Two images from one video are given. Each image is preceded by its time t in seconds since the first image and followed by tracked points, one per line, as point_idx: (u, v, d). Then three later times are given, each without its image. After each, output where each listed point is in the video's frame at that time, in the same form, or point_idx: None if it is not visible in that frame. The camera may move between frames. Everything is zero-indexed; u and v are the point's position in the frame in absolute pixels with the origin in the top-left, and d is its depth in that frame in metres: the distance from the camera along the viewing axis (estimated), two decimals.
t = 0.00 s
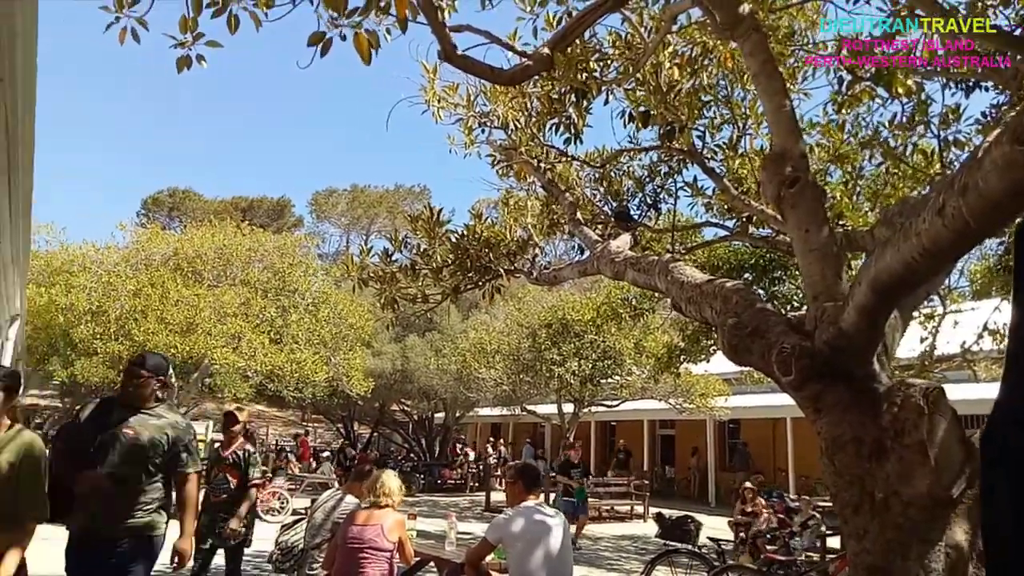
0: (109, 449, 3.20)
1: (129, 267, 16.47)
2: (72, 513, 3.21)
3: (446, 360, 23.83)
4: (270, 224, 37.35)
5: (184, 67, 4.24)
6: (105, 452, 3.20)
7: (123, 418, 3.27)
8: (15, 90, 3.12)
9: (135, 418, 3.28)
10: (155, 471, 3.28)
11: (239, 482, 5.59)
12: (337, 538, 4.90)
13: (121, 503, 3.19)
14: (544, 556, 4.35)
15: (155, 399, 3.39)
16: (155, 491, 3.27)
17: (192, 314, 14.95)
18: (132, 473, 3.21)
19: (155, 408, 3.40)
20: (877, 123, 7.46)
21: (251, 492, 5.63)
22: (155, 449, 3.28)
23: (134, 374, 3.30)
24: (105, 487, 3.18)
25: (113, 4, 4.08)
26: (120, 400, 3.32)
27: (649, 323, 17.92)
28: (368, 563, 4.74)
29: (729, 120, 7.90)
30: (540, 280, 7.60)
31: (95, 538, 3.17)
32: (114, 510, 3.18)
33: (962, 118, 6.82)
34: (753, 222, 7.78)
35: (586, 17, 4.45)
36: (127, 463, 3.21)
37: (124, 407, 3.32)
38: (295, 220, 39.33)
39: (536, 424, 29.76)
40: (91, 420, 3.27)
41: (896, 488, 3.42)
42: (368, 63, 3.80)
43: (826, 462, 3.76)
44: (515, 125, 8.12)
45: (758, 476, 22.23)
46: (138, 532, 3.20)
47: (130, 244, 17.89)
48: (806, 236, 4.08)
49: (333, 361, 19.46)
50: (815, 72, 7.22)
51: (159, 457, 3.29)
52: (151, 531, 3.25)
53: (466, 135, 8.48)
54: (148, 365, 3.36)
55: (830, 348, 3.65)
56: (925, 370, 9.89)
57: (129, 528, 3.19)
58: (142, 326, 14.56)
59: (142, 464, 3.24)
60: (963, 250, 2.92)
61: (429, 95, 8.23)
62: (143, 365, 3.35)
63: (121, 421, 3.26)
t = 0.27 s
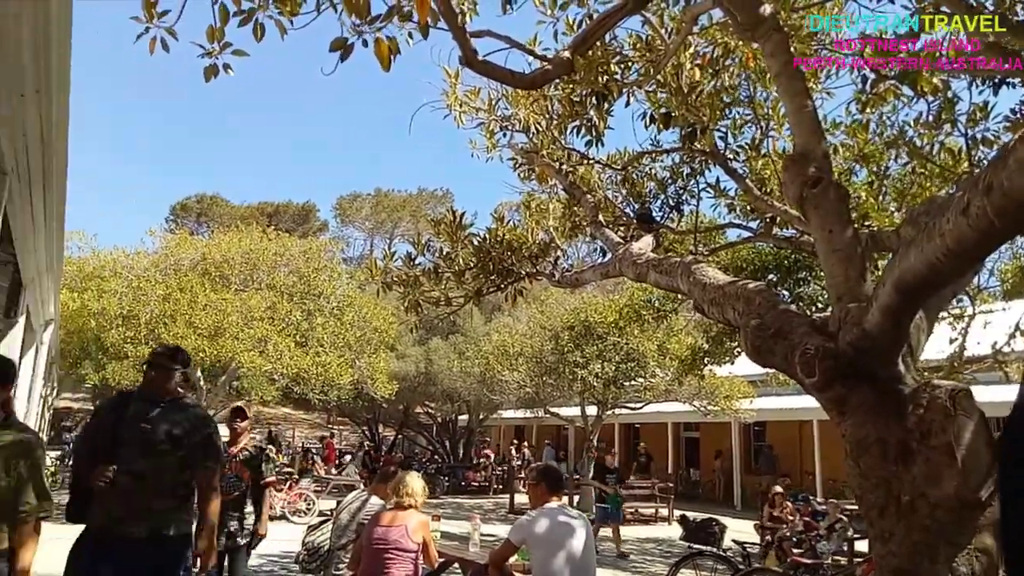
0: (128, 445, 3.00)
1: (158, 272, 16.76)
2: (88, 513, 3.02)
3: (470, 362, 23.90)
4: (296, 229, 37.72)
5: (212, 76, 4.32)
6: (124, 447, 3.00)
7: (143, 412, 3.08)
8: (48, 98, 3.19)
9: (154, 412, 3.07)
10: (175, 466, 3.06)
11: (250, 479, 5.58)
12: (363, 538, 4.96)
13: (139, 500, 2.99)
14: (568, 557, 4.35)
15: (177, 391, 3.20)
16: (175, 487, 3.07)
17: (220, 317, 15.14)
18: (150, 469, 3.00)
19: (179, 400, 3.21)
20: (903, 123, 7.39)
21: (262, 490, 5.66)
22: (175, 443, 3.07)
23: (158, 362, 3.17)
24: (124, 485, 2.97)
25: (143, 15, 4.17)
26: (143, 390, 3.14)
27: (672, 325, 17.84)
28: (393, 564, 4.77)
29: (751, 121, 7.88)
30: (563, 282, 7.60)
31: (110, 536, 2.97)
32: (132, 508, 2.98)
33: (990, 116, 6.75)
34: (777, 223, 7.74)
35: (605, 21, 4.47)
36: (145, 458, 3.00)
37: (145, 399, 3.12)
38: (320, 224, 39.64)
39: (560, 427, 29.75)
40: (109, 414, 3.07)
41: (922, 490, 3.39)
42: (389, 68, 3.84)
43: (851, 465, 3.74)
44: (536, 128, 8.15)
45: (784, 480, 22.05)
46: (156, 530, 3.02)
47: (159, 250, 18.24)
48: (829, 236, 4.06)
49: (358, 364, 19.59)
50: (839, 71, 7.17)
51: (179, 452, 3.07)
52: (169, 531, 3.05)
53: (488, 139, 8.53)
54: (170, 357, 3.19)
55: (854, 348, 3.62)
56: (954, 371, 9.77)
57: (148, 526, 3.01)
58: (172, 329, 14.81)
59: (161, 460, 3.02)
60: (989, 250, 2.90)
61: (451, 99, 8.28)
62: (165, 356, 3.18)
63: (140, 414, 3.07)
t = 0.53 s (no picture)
0: (145, 446, 3.05)
1: (200, 275, 17.17)
2: (111, 516, 3.09)
3: (505, 361, 23.90)
4: (332, 231, 38.09)
5: (247, 83, 4.39)
6: (140, 449, 3.04)
7: (159, 412, 3.10)
8: (91, 107, 3.26)
9: (169, 414, 3.10)
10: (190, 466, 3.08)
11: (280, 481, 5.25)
12: (399, 536, 4.99)
13: (156, 502, 3.04)
14: (602, 558, 4.33)
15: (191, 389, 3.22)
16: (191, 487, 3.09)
17: (259, 319, 15.36)
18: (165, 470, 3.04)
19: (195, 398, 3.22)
20: (941, 115, 7.25)
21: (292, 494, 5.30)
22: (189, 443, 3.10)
23: (169, 363, 3.18)
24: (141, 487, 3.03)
25: (181, 24, 4.25)
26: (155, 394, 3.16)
27: (709, 323, 17.66)
28: (428, 562, 4.80)
29: (785, 116, 7.79)
30: (595, 281, 7.56)
31: (129, 539, 3.03)
32: (151, 509, 3.04)
33: None
34: (814, 219, 7.61)
35: (632, 19, 4.44)
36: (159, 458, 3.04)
37: (160, 400, 3.14)
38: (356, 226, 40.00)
39: (597, 426, 29.66)
40: (126, 416, 3.11)
41: (964, 491, 3.32)
42: (417, 71, 3.87)
43: (890, 465, 3.67)
44: (567, 127, 8.13)
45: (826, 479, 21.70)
46: (178, 531, 3.06)
47: (200, 253, 18.85)
48: (864, 232, 4.00)
49: (394, 364, 19.72)
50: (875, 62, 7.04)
51: (195, 451, 3.10)
52: (190, 530, 3.09)
53: (519, 139, 8.54)
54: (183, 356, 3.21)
55: (891, 346, 3.53)
56: (1001, 368, 9.52)
57: (167, 532, 3.05)
58: (213, 331, 15.09)
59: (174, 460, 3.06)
60: None
61: (482, 100, 8.30)
62: (179, 354, 3.21)
63: (153, 414, 3.10)
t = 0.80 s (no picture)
0: (155, 446, 2.89)
1: (250, 280, 17.56)
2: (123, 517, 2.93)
3: (549, 363, 23.86)
4: (379, 235, 38.52)
5: (290, 91, 4.47)
6: (151, 448, 2.89)
7: (172, 409, 2.95)
8: (143, 120, 3.33)
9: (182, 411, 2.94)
10: (203, 468, 2.92)
11: (316, 486, 5.22)
12: (441, 537, 5.04)
13: (168, 503, 2.89)
14: (642, 561, 4.31)
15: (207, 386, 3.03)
16: (205, 491, 2.93)
17: (307, 323, 15.60)
18: (177, 474, 2.89)
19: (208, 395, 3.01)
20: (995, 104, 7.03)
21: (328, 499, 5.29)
22: (203, 444, 2.92)
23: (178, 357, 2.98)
24: (151, 490, 2.88)
25: (226, 35, 4.34)
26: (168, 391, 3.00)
27: (756, 322, 17.39)
28: (470, 563, 4.83)
29: (832, 109, 7.65)
30: (637, 282, 7.50)
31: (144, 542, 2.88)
32: (163, 513, 2.89)
33: None
34: (863, 215, 7.44)
35: (668, 18, 4.40)
36: (171, 461, 2.89)
37: (173, 397, 3.00)
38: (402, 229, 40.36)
39: (644, 428, 29.45)
40: (139, 414, 2.98)
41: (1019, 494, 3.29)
42: (454, 76, 3.90)
43: (939, 466, 3.55)
44: (607, 126, 8.09)
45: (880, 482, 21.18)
46: (188, 535, 2.91)
47: (249, 259, 19.39)
48: (911, 228, 3.90)
49: (439, 366, 19.84)
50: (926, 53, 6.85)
51: (211, 453, 2.93)
52: (205, 535, 2.94)
53: (559, 140, 8.53)
54: (199, 349, 2.99)
55: (940, 345, 3.43)
56: None
57: (184, 534, 2.90)
58: (264, 335, 15.38)
59: (184, 464, 2.90)
60: None
61: (522, 103, 8.31)
62: (196, 346, 2.99)
63: (166, 412, 2.94)
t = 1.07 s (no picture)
0: (147, 442, 2.83)
1: (265, 282, 17.67)
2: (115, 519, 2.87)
3: (561, 364, 23.84)
4: (392, 237, 38.63)
5: (301, 95, 4.51)
6: (142, 445, 2.83)
7: (163, 405, 2.91)
8: (158, 126, 3.36)
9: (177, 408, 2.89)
10: (199, 464, 2.87)
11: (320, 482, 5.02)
12: (452, 536, 5.07)
13: (161, 502, 2.82)
14: (652, 560, 4.31)
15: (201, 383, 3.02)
16: (199, 489, 2.88)
17: (322, 324, 15.69)
18: (172, 470, 2.83)
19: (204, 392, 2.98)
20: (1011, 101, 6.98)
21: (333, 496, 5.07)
22: (197, 440, 2.87)
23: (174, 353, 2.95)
24: (145, 487, 2.82)
25: (239, 39, 4.38)
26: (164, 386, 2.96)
27: (770, 323, 17.33)
28: (481, 561, 4.86)
29: (846, 108, 7.63)
30: (648, 282, 7.50)
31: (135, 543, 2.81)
32: (157, 511, 2.82)
33: None
34: (876, 215, 7.41)
35: (679, 17, 4.40)
36: (165, 456, 2.83)
37: (166, 393, 2.95)
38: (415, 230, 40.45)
39: (657, 428, 29.39)
40: (130, 410, 2.92)
41: None
42: (465, 79, 3.93)
43: (949, 465, 3.54)
44: (619, 127, 8.10)
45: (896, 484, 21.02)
46: (181, 536, 2.84)
47: (265, 261, 19.47)
48: (921, 227, 3.89)
49: (453, 367, 19.87)
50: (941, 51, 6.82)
51: (206, 451, 2.88)
52: (200, 537, 2.88)
53: (571, 141, 8.54)
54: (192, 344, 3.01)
55: (950, 344, 3.41)
56: None
57: (172, 534, 2.82)
58: (279, 336, 15.48)
59: (179, 459, 2.84)
60: None
61: (533, 104, 8.33)
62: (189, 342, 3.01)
63: (159, 407, 2.90)
